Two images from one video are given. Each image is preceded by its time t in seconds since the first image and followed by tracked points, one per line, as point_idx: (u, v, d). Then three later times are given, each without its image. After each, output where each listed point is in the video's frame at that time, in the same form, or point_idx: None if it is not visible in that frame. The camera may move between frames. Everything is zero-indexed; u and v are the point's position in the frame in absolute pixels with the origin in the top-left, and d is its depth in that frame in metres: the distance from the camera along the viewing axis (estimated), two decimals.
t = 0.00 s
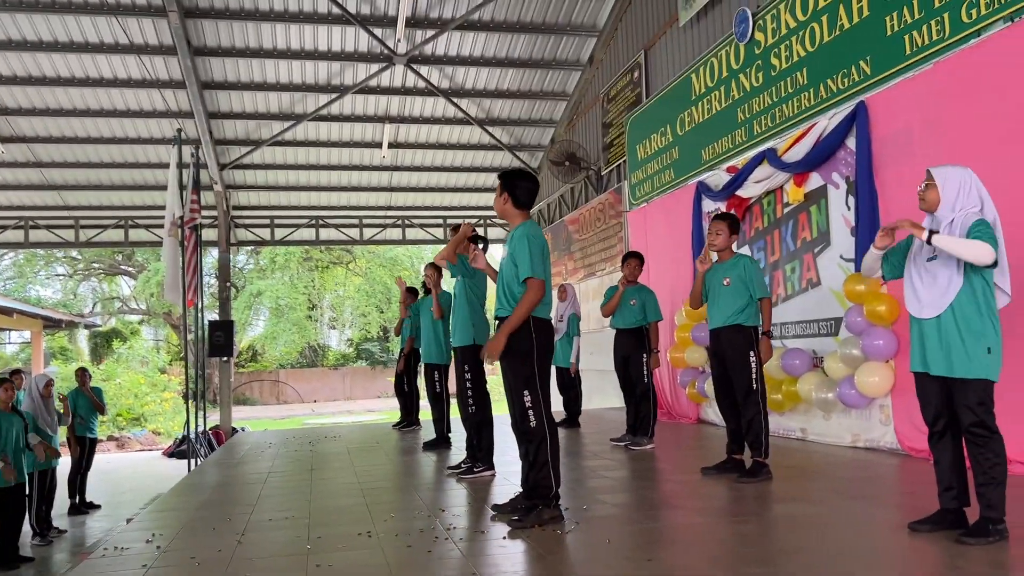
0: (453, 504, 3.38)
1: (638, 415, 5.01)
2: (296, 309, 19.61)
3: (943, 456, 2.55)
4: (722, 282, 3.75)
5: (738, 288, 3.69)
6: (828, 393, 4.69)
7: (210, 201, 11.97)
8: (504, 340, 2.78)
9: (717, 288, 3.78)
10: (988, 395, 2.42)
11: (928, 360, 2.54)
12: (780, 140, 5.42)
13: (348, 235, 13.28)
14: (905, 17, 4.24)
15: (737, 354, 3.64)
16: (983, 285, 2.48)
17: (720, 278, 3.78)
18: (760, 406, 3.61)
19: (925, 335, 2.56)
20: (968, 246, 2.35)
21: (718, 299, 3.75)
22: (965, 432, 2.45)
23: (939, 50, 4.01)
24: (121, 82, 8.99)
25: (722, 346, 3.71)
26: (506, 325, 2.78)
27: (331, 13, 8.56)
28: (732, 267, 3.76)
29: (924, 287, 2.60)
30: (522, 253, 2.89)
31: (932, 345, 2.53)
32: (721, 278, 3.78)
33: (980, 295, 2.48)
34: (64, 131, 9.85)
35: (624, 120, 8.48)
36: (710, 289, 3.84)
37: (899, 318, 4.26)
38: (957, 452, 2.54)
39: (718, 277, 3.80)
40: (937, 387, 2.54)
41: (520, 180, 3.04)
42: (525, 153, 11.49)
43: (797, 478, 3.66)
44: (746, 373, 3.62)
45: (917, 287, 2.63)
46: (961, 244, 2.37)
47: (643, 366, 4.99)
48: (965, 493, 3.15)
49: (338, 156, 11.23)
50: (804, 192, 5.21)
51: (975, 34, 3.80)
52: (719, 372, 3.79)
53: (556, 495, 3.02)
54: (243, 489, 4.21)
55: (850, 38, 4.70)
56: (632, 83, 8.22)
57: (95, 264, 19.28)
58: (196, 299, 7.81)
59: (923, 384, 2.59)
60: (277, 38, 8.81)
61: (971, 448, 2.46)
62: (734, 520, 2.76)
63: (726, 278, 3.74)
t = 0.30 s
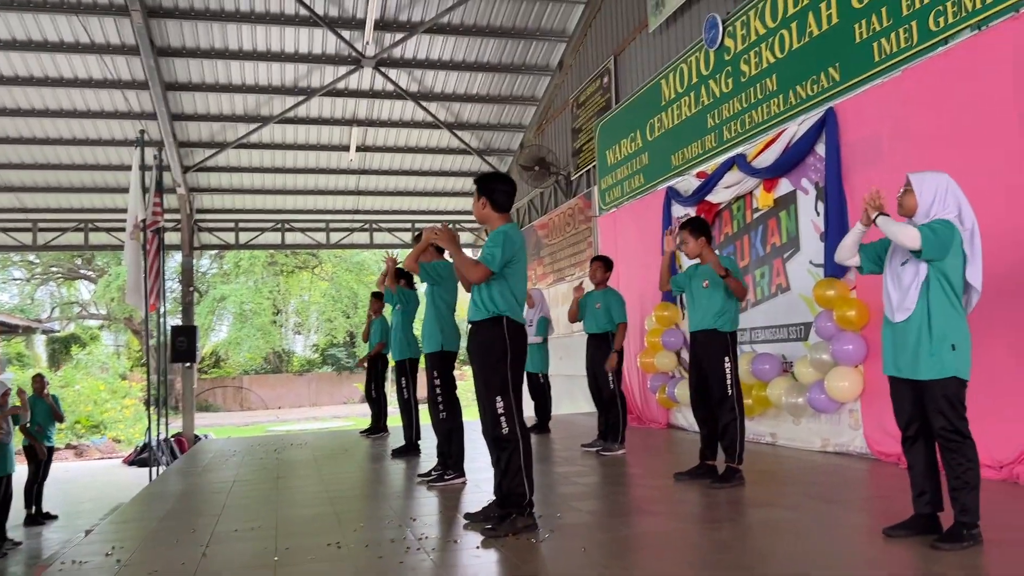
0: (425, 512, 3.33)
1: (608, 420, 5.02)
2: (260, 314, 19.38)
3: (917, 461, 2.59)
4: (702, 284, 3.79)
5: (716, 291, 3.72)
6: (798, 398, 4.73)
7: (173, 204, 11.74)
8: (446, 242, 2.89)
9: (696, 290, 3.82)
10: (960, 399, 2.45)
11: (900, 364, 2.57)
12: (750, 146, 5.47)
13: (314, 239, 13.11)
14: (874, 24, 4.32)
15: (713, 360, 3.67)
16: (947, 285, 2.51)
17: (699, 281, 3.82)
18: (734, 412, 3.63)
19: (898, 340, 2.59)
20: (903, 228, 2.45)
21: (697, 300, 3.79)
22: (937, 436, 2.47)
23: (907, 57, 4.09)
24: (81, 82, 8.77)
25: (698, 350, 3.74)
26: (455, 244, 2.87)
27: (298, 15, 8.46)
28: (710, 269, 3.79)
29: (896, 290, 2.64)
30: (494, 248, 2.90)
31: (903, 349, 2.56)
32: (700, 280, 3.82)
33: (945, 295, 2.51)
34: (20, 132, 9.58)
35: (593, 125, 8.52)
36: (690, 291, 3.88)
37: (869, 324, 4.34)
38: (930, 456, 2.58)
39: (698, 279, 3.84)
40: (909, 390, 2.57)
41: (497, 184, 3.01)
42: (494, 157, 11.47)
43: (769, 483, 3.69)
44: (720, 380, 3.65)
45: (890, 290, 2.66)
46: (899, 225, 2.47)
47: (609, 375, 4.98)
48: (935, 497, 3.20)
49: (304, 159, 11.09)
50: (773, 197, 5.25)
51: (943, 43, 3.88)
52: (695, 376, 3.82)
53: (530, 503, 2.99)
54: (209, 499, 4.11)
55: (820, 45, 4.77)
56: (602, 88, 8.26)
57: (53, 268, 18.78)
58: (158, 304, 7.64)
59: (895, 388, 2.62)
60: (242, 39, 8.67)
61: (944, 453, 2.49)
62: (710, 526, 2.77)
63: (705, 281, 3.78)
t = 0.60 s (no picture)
0: (400, 521, 3.28)
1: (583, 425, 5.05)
2: (229, 320, 19.11)
3: (899, 465, 2.60)
4: (679, 284, 3.82)
5: (692, 291, 3.74)
6: (774, 402, 4.75)
7: (140, 207, 11.51)
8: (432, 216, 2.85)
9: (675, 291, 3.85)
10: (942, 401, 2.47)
11: (884, 363, 2.59)
12: (726, 151, 5.51)
13: (285, 243, 12.95)
14: (850, 30, 4.37)
15: (693, 363, 3.69)
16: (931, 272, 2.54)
17: (678, 281, 3.84)
18: (714, 418, 3.65)
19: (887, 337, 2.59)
20: (896, 188, 2.45)
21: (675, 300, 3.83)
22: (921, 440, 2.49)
23: (884, 63, 4.14)
24: (45, 81, 8.57)
25: (678, 351, 3.77)
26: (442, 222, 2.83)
27: (270, 16, 8.36)
28: (687, 271, 3.81)
29: (876, 292, 2.61)
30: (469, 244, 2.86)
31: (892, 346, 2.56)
32: (678, 281, 3.85)
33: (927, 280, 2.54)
34: None
35: (567, 130, 8.54)
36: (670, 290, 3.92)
37: (845, 328, 4.38)
38: (912, 460, 2.59)
39: (676, 280, 3.87)
40: (892, 393, 2.60)
41: (477, 187, 2.98)
42: (467, 161, 11.44)
43: (747, 488, 3.69)
44: (701, 385, 3.66)
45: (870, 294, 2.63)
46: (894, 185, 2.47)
47: (582, 378, 5.02)
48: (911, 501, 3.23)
49: (276, 162, 10.96)
50: (749, 202, 5.28)
51: (919, 48, 3.94)
52: (676, 381, 3.84)
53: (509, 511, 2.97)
54: (178, 508, 4.01)
55: (796, 50, 4.81)
56: (577, 93, 8.28)
57: (15, 272, 18.33)
58: (125, 309, 7.47)
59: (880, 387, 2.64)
60: (212, 39, 8.54)
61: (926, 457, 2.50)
62: (690, 533, 2.75)
63: (682, 281, 3.80)
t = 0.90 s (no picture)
0: (382, 531, 3.24)
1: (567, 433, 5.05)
2: (202, 325, 18.86)
3: (888, 473, 2.62)
4: (657, 293, 3.83)
5: (672, 301, 3.76)
6: (756, 409, 4.79)
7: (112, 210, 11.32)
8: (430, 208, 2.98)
9: (653, 300, 3.86)
10: (933, 410, 2.48)
11: (876, 370, 2.62)
12: (706, 158, 5.55)
13: (260, 247, 12.81)
14: (831, 38, 4.43)
15: (677, 369, 3.70)
16: (923, 275, 2.58)
17: (655, 290, 3.86)
18: (698, 425, 3.66)
19: (880, 343, 2.60)
20: (904, 195, 2.51)
21: (655, 310, 3.84)
22: (911, 447, 2.50)
23: (865, 71, 4.19)
24: (15, 82, 8.39)
25: (661, 358, 3.79)
26: (439, 211, 2.97)
27: (247, 18, 8.27)
28: (665, 280, 3.82)
29: (866, 309, 2.66)
30: (460, 238, 2.93)
31: (886, 352, 2.58)
32: (655, 290, 3.86)
33: (918, 283, 2.57)
34: None
35: (547, 136, 8.55)
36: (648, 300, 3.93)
37: (826, 335, 4.44)
38: (901, 468, 2.61)
39: (653, 289, 3.88)
40: (883, 399, 2.61)
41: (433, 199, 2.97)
42: (445, 167, 11.41)
43: (730, 495, 3.71)
44: (686, 392, 3.68)
45: (859, 310, 2.67)
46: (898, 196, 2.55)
47: (566, 385, 5.08)
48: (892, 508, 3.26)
49: (252, 165, 10.84)
50: (730, 210, 5.33)
51: (900, 58, 4.00)
52: (659, 389, 3.84)
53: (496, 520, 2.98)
54: (153, 518, 3.92)
55: (776, 58, 4.87)
56: (556, 99, 8.31)
57: None
58: (98, 315, 7.34)
59: (871, 393, 2.64)
60: (188, 41, 8.44)
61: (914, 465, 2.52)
62: (676, 542, 2.75)
63: (660, 291, 3.81)
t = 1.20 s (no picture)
0: (373, 536, 3.23)
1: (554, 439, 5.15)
2: (176, 329, 18.63)
3: (881, 477, 2.66)
4: (640, 302, 3.87)
5: (655, 309, 3.81)
6: (740, 415, 4.82)
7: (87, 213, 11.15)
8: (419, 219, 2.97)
9: (636, 308, 3.91)
10: (925, 414, 2.52)
11: (871, 376, 2.65)
12: (690, 166, 5.60)
13: (237, 252, 12.69)
14: (816, 48, 4.49)
15: (663, 375, 3.77)
16: (917, 285, 2.60)
17: (638, 299, 3.89)
18: (685, 430, 3.71)
19: (875, 351, 2.63)
20: (896, 210, 2.53)
21: (638, 318, 3.89)
22: (903, 451, 2.55)
23: (850, 81, 4.26)
24: None
25: (648, 363, 3.84)
26: (428, 222, 2.96)
27: (228, 21, 8.21)
28: (647, 288, 3.84)
29: (861, 320, 2.68)
30: (456, 245, 2.96)
31: (882, 359, 2.61)
32: (638, 298, 3.89)
33: (913, 294, 2.58)
34: None
35: (529, 142, 8.58)
36: (630, 308, 3.96)
37: (810, 342, 4.49)
38: (893, 472, 2.65)
39: (636, 297, 3.91)
40: (878, 403, 2.64)
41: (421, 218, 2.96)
42: (426, 172, 11.39)
43: (718, 500, 3.73)
44: (673, 397, 3.74)
45: (854, 321, 2.70)
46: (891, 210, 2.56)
47: (561, 390, 5.20)
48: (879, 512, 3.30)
49: (231, 169, 10.74)
50: (714, 217, 5.37)
51: (884, 68, 4.07)
52: (648, 395, 3.89)
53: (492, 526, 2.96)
54: (135, 525, 3.86)
55: (762, 67, 4.93)
56: (539, 106, 8.34)
57: None
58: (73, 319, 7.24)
59: (866, 398, 2.68)
60: (168, 43, 8.35)
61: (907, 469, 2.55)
62: (669, 547, 2.76)
63: (643, 300, 3.85)
